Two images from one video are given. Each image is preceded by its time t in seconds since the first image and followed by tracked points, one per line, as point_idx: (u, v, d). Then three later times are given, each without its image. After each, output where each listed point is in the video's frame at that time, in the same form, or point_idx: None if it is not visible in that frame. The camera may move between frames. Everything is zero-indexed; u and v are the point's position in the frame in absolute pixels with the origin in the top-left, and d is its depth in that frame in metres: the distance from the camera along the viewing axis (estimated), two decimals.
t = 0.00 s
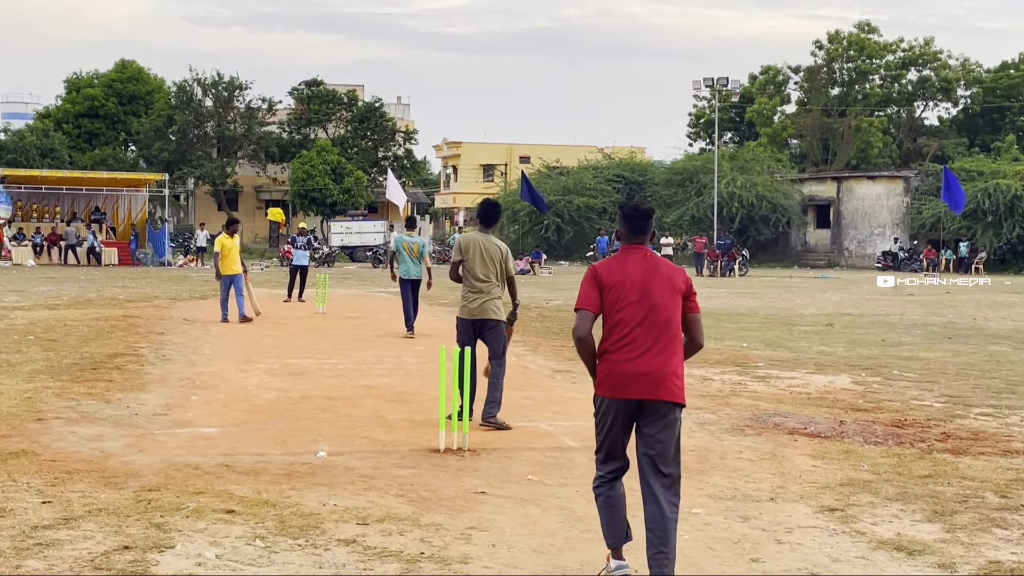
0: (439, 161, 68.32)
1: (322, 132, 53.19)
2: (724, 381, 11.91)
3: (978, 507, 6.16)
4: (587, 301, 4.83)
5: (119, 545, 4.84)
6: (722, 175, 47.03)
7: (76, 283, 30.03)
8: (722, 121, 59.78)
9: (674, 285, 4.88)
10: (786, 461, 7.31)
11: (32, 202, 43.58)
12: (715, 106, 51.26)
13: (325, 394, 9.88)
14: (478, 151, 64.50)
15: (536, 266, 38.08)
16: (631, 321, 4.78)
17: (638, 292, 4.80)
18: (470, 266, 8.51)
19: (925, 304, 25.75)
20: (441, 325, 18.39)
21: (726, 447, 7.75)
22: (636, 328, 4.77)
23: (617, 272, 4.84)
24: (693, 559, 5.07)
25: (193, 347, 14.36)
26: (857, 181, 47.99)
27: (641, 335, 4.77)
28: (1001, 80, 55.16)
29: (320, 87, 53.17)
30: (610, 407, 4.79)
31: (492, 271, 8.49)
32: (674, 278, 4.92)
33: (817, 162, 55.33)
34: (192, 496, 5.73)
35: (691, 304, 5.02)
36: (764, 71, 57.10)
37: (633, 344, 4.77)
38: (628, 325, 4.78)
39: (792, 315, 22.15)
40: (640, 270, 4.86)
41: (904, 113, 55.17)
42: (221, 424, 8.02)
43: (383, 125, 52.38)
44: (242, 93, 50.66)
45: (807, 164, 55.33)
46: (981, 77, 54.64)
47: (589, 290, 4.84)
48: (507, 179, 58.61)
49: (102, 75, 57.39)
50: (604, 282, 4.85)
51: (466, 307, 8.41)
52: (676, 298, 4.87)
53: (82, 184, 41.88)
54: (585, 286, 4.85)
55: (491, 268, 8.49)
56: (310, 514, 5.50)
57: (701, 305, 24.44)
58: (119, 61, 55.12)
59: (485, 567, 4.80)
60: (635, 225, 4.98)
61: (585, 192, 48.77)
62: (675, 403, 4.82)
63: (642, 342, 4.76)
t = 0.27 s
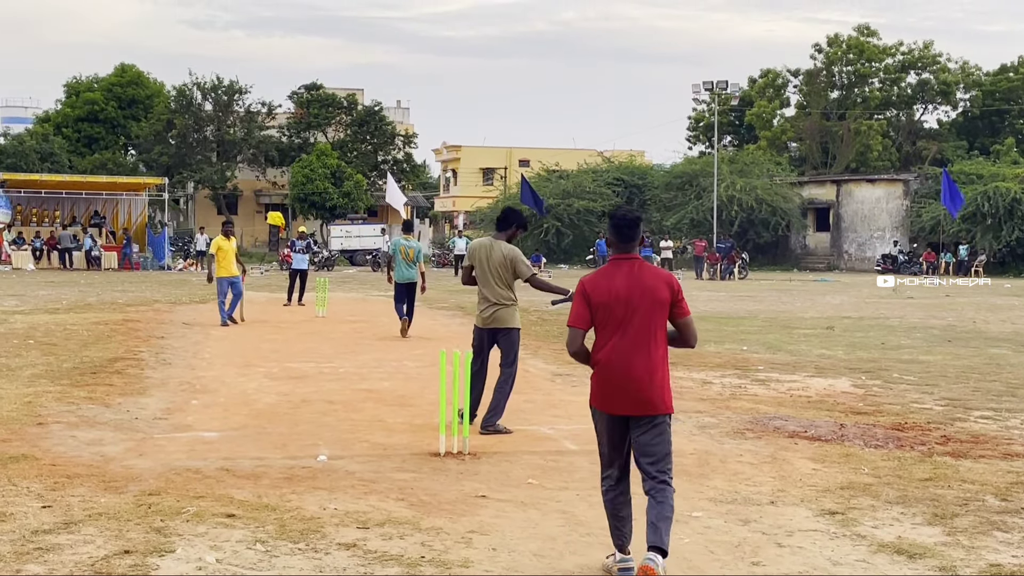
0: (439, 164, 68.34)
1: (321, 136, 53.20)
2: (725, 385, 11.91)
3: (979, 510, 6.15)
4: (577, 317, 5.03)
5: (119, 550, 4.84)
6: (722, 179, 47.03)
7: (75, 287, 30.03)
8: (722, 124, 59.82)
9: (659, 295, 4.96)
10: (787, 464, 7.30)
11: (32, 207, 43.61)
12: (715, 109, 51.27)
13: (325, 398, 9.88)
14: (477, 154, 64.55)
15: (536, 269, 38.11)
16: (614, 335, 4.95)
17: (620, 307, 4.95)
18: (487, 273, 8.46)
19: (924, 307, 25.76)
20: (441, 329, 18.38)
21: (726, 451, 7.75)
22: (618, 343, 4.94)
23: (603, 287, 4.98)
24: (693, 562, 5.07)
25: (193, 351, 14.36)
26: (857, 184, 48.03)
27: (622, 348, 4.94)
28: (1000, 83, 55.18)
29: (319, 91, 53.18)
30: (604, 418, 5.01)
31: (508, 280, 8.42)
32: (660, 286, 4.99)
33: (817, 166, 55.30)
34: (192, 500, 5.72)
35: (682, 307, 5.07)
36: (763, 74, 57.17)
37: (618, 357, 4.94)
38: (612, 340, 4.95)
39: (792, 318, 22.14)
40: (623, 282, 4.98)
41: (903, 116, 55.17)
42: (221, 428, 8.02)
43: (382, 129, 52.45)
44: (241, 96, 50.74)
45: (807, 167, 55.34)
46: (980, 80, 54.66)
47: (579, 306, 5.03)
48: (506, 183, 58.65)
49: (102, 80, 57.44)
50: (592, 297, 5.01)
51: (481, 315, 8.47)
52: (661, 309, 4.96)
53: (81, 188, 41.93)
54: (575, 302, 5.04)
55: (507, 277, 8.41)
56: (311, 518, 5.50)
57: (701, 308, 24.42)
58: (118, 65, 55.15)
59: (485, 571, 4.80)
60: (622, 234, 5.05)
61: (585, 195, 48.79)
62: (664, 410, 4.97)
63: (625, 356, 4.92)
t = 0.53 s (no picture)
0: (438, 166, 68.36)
1: (321, 138, 53.19)
2: (725, 387, 11.92)
3: (979, 513, 6.16)
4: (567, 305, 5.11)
5: (120, 552, 4.84)
6: (722, 181, 47.06)
7: (75, 290, 30.06)
8: (722, 126, 59.86)
9: (649, 282, 5.02)
10: (786, 466, 7.31)
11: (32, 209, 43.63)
12: (714, 111, 51.30)
13: (326, 400, 9.89)
14: (476, 156, 64.57)
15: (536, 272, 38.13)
16: (604, 322, 5.02)
17: (611, 293, 5.01)
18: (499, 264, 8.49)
19: (924, 309, 25.76)
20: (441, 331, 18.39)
21: (727, 452, 7.74)
22: (600, 327, 5.03)
23: (594, 274, 5.05)
24: (693, 564, 5.07)
25: (194, 353, 14.37)
26: (856, 186, 48.09)
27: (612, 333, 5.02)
28: (1000, 86, 55.19)
29: (319, 93, 53.16)
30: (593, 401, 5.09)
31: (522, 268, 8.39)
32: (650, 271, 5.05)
33: (817, 168, 55.27)
34: (192, 503, 5.72)
35: (669, 292, 5.09)
36: (763, 76, 57.22)
37: (607, 341, 5.02)
38: (602, 327, 5.03)
39: (792, 320, 22.13)
40: (613, 267, 5.05)
41: (903, 118, 55.18)
42: (221, 431, 8.02)
43: (382, 132, 52.49)
44: (241, 99, 50.75)
45: (806, 169, 55.36)
46: (979, 82, 54.70)
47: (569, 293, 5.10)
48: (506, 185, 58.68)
49: (102, 82, 57.48)
50: (583, 284, 5.07)
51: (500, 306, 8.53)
52: (645, 296, 5.01)
53: (80, 190, 42.01)
54: (565, 290, 5.11)
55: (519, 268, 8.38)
56: (311, 521, 5.50)
57: (700, 311, 24.41)
58: (118, 68, 55.16)
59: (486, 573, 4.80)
60: (616, 220, 5.12)
61: (585, 198, 48.81)
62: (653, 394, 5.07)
63: (616, 343, 5.00)
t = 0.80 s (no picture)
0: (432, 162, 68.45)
1: (315, 134, 53.27)
2: (749, 376, 12.12)
3: None
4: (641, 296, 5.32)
5: (215, 533, 5.02)
6: (715, 175, 47.24)
7: (80, 286, 30.09)
8: (713, 120, 60.06)
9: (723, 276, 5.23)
10: (830, 450, 7.52)
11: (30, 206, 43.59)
12: (707, 105, 51.46)
13: (364, 391, 10.07)
14: (470, 151, 64.68)
15: (535, 266, 38.31)
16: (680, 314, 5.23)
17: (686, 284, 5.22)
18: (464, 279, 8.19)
19: (925, 299, 26.02)
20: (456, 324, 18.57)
21: (769, 437, 7.95)
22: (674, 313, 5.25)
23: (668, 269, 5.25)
24: (764, 541, 5.27)
25: (218, 347, 14.51)
26: (849, 179, 48.36)
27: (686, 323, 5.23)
28: (990, 78, 55.55)
29: (313, 89, 53.20)
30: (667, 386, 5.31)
31: (483, 298, 8.07)
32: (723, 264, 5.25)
33: (809, 161, 55.48)
34: (270, 487, 5.90)
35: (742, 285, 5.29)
36: (754, 70, 57.44)
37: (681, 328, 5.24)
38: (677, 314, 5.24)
39: (798, 311, 22.37)
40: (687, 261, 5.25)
41: (893, 111, 55.50)
42: (274, 420, 8.20)
43: (376, 127, 52.65)
44: (234, 95, 50.83)
45: (799, 162, 55.58)
46: (969, 75, 55.06)
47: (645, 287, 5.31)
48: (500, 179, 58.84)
49: (94, 79, 57.37)
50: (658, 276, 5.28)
51: (438, 314, 8.11)
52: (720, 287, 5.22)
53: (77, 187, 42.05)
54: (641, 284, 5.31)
55: (484, 293, 8.06)
56: (388, 503, 5.69)
57: (706, 302, 24.63)
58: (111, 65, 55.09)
59: (568, 550, 5.00)
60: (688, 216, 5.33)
61: (579, 192, 48.93)
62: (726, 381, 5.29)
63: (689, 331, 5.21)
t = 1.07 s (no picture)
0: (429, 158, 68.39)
1: (312, 131, 53.22)
2: (747, 372, 12.13)
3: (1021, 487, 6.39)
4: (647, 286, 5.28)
5: (213, 530, 5.03)
6: (713, 172, 47.21)
7: (77, 284, 30.06)
8: (710, 116, 60.02)
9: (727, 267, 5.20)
10: (827, 446, 7.53)
11: (26, 204, 43.53)
12: (705, 102, 51.39)
13: (363, 388, 10.07)
14: (467, 148, 64.62)
15: (533, 263, 38.29)
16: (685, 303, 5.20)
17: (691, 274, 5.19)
18: (464, 275, 8.21)
19: (922, 296, 26.03)
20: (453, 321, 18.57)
21: (766, 434, 7.96)
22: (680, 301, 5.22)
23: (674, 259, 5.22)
24: (762, 537, 5.28)
25: (216, 344, 14.51)
26: (846, 175, 48.39)
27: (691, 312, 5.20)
28: (987, 74, 55.50)
29: (309, 86, 53.10)
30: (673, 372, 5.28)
31: (484, 292, 8.08)
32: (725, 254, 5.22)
33: (806, 157, 55.45)
34: (268, 484, 5.91)
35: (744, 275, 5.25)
36: (751, 66, 57.45)
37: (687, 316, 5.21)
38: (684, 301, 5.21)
39: (795, 308, 22.36)
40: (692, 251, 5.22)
41: (890, 107, 55.49)
42: (272, 417, 8.21)
43: (373, 124, 52.58)
44: (231, 92, 50.74)
45: (796, 159, 55.56)
46: (966, 70, 55.08)
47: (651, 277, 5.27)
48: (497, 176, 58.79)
49: (90, 77, 57.28)
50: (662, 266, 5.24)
51: (439, 312, 8.12)
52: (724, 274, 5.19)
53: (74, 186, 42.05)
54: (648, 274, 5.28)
55: (484, 287, 8.07)
56: (386, 500, 5.69)
57: (704, 299, 24.63)
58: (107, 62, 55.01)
59: (566, 547, 5.01)
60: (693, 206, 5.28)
61: (577, 188, 48.82)
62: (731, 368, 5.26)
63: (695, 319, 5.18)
